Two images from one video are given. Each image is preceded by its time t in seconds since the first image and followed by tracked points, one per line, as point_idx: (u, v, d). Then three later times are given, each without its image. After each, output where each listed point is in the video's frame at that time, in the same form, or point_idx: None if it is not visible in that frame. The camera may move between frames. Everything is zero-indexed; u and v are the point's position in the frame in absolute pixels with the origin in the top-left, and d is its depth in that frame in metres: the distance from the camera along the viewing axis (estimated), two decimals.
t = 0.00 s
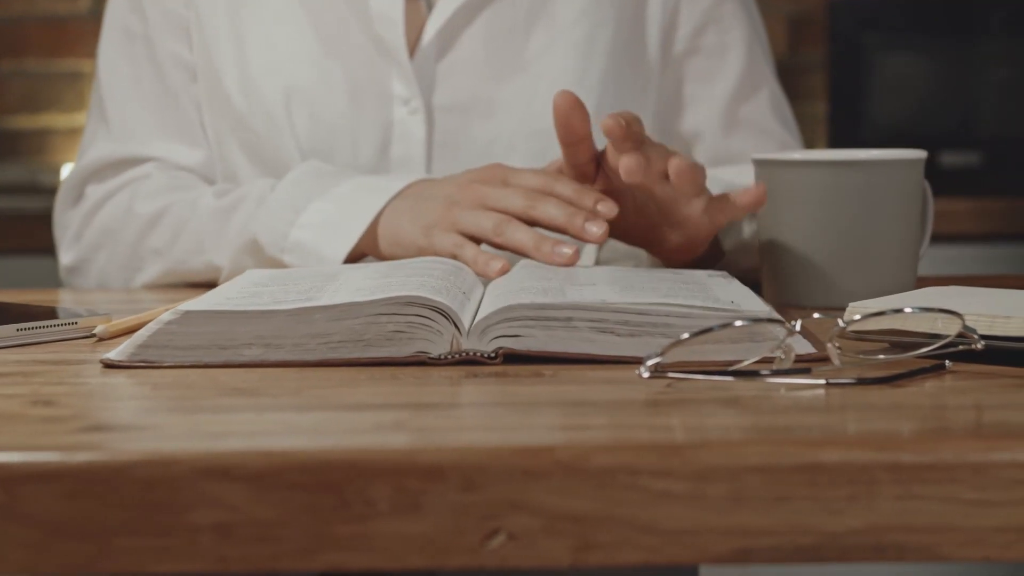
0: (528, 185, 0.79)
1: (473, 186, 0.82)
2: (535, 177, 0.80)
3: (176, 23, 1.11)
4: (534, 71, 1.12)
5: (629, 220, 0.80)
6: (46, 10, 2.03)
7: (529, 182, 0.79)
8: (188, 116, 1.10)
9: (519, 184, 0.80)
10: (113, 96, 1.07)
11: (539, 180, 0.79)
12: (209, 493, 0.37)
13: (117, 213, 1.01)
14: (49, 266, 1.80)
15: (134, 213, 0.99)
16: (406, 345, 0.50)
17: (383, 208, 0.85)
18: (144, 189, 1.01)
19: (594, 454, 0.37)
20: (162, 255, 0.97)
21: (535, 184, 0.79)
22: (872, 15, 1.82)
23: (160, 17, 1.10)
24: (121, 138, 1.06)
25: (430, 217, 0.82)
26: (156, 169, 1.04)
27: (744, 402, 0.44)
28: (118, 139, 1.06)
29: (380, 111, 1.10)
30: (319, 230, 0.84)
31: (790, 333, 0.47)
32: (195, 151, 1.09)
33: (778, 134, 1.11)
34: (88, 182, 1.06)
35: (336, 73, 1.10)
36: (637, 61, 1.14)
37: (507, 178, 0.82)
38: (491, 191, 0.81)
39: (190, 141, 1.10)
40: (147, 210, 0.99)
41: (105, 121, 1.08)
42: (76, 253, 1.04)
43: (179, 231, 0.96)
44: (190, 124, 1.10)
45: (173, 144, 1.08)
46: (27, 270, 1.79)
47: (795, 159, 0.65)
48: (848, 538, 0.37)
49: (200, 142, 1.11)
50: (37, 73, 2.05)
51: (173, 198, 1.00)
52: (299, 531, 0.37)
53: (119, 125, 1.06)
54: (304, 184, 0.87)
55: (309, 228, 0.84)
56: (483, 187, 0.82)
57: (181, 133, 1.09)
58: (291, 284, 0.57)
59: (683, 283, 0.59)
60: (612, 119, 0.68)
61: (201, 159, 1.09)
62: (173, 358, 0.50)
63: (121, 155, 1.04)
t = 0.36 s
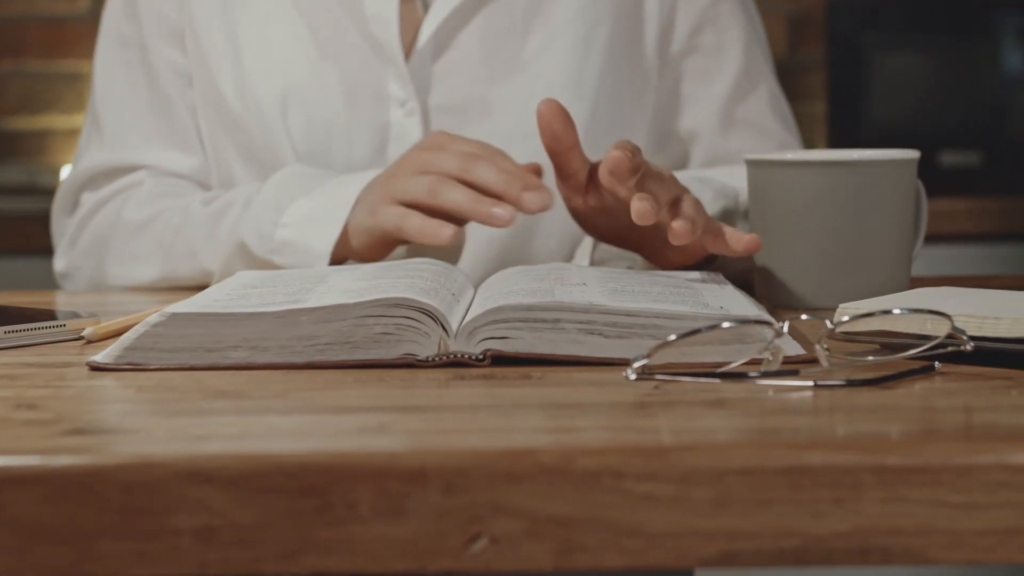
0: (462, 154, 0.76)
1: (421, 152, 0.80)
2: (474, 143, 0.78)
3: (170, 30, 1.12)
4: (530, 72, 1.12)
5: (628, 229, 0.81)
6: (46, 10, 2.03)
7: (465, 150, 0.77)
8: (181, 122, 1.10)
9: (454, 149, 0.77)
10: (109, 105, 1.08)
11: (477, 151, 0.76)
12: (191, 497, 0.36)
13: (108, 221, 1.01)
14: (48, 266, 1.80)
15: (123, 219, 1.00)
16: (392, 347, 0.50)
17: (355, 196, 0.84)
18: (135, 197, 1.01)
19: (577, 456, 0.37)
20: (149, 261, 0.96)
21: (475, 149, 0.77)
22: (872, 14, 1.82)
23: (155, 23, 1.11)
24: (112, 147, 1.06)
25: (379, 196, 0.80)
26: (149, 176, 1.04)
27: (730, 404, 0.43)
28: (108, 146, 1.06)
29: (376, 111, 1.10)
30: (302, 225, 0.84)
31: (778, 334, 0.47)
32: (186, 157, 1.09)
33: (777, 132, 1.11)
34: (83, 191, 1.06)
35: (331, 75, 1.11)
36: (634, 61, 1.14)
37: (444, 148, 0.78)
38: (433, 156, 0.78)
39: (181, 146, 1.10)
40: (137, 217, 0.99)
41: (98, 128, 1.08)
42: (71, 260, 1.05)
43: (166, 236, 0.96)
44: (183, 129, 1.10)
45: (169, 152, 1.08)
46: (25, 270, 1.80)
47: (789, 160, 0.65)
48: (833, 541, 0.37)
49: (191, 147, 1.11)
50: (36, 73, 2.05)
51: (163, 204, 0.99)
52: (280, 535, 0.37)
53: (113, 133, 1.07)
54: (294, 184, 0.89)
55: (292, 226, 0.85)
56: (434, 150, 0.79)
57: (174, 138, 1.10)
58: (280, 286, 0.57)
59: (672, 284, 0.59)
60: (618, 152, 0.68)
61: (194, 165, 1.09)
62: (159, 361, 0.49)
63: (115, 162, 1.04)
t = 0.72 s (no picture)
0: (328, 175, 0.73)
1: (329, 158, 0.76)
2: (353, 162, 0.74)
3: (167, 36, 1.12)
4: (526, 70, 1.11)
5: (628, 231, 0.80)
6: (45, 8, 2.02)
7: (339, 168, 0.73)
8: (176, 126, 1.11)
9: (336, 164, 0.74)
10: (105, 115, 1.09)
11: (339, 178, 0.72)
12: (173, 495, 0.36)
13: (101, 227, 1.01)
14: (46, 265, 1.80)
15: (113, 225, 1.00)
16: (381, 344, 0.50)
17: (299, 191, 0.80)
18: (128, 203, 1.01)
19: (559, 454, 0.37)
20: (135, 264, 0.96)
21: (346, 170, 0.73)
22: (872, 12, 1.82)
23: (151, 28, 1.11)
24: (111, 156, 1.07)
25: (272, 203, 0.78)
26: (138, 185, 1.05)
27: (716, 401, 0.43)
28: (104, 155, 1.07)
29: (373, 109, 1.09)
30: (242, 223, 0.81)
31: (765, 332, 0.47)
32: (178, 160, 1.10)
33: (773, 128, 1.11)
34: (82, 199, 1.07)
35: (327, 74, 1.10)
36: (631, 59, 1.14)
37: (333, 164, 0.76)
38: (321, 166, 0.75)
39: (174, 150, 1.11)
40: (126, 222, 0.99)
41: (93, 139, 1.09)
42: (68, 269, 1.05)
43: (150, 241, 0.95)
44: (177, 132, 1.11)
45: (163, 157, 1.09)
46: (24, 269, 1.80)
47: (781, 157, 0.65)
48: (816, 539, 0.37)
49: (184, 151, 1.11)
50: (36, 71, 2.05)
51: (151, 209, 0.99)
52: (262, 532, 0.37)
53: (108, 144, 1.08)
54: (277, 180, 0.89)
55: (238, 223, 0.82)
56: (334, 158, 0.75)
57: (166, 143, 1.10)
58: (269, 283, 0.57)
59: (664, 283, 0.59)
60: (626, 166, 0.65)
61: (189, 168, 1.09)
62: (146, 359, 0.50)
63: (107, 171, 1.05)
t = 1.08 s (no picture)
0: (258, 194, 0.69)
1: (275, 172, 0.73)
2: (289, 184, 0.70)
3: (155, 28, 1.12)
4: (518, 58, 1.11)
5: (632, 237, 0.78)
6: None
7: (273, 189, 0.69)
8: (163, 121, 1.10)
9: (273, 185, 0.70)
10: (95, 111, 1.09)
11: (265, 202, 0.67)
12: (154, 482, 0.36)
13: (88, 222, 1.00)
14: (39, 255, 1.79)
15: (98, 220, 0.98)
16: (366, 332, 0.50)
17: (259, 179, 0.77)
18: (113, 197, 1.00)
19: (540, 440, 0.37)
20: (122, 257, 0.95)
21: (280, 192, 0.69)
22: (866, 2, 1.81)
23: (140, 20, 1.11)
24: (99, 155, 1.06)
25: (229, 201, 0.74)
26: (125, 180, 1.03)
27: (699, 389, 0.43)
28: (95, 153, 1.06)
29: (362, 100, 1.09)
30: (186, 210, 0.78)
31: (748, 320, 0.47)
32: (165, 156, 1.08)
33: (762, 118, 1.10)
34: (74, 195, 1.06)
35: (317, 64, 1.10)
36: (623, 49, 1.14)
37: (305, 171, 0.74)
38: (260, 182, 0.71)
39: (163, 146, 1.10)
40: (109, 217, 0.97)
41: (83, 141, 1.08)
42: (63, 264, 1.05)
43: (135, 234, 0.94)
44: (164, 128, 1.10)
45: (152, 153, 1.08)
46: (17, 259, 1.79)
47: (766, 146, 0.65)
48: (797, 526, 0.37)
49: (172, 145, 1.10)
50: (30, 61, 2.05)
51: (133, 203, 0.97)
52: (243, 519, 0.37)
53: (97, 139, 1.07)
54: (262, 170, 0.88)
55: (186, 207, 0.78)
56: (278, 176, 0.71)
57: (154, 138, 1.09)
58: (254, 271, 0.57)
59: (652, 271, 0.59)
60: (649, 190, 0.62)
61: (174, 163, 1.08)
62: (132, 346, 0.50)
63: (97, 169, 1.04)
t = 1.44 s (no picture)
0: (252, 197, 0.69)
1: (270, 175, 0.73)
2: (283, 188, 0.69)
3: (154, 26, 1.12)
4: (515, 56, 1.11)
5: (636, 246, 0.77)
6: None
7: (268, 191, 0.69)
8: (160, 119, 1.10)
9: (268, 188, 0.69)
10: (93, 110, 1.09)
11: (258, 205, 0.67)
12: (151, 478, 0.37)
13: (89, 220, 1.00)
14: (39, 252, 1.79)
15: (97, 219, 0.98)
16: (362, 330, 0.50)
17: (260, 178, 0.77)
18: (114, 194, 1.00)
19: (536, 438, 0.37)
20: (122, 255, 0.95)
21: (275, 194, 0.69)
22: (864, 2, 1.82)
23: (138, 18, 1.11)
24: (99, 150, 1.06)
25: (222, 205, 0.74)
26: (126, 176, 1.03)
27: (695, 387, 0.43)
28: (95, 150, 1.06)
29: (359, 99, 1.09)
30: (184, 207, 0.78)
31: (744, 319, 0.47)
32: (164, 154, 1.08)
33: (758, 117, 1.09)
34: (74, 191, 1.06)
35: (315, 62, 1.10)
36: (621, 48, 1.14)
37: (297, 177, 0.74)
38: (254, 185, 0.71)
39: (162, 145, 1.10)
40: (108, 215, 0.97)
41: (84, 136, 1.08)
42: (63, 261, 1.05)
43: (133, 232, 0.94)
44: (162, 126, 1.10)
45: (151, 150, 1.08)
46: (17, 256, 1.79)
47: (763, 146, 0.65)
48: (792, 525, 0.37)
49: (170, 144, 1.10)
50: (30, 58, 2.05)
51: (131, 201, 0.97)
52: (239, 516, 0.37)
53: (97, 136, 1.07)
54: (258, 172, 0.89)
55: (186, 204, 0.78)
56: (272, 179, 0.71)
57: (151, 136, 1.09)
58: (252, 269, 0.57)
59: (649, 270, 0.59)
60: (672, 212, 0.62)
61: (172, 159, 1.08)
62: (130, 343, 0.50)
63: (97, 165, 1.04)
